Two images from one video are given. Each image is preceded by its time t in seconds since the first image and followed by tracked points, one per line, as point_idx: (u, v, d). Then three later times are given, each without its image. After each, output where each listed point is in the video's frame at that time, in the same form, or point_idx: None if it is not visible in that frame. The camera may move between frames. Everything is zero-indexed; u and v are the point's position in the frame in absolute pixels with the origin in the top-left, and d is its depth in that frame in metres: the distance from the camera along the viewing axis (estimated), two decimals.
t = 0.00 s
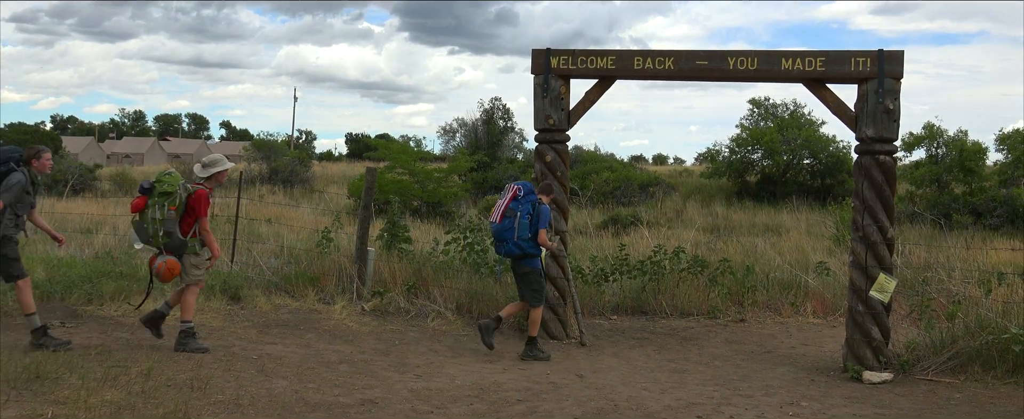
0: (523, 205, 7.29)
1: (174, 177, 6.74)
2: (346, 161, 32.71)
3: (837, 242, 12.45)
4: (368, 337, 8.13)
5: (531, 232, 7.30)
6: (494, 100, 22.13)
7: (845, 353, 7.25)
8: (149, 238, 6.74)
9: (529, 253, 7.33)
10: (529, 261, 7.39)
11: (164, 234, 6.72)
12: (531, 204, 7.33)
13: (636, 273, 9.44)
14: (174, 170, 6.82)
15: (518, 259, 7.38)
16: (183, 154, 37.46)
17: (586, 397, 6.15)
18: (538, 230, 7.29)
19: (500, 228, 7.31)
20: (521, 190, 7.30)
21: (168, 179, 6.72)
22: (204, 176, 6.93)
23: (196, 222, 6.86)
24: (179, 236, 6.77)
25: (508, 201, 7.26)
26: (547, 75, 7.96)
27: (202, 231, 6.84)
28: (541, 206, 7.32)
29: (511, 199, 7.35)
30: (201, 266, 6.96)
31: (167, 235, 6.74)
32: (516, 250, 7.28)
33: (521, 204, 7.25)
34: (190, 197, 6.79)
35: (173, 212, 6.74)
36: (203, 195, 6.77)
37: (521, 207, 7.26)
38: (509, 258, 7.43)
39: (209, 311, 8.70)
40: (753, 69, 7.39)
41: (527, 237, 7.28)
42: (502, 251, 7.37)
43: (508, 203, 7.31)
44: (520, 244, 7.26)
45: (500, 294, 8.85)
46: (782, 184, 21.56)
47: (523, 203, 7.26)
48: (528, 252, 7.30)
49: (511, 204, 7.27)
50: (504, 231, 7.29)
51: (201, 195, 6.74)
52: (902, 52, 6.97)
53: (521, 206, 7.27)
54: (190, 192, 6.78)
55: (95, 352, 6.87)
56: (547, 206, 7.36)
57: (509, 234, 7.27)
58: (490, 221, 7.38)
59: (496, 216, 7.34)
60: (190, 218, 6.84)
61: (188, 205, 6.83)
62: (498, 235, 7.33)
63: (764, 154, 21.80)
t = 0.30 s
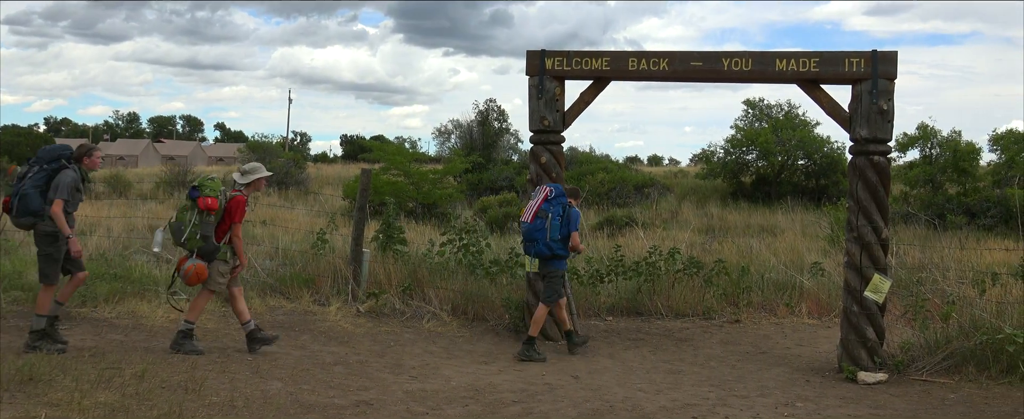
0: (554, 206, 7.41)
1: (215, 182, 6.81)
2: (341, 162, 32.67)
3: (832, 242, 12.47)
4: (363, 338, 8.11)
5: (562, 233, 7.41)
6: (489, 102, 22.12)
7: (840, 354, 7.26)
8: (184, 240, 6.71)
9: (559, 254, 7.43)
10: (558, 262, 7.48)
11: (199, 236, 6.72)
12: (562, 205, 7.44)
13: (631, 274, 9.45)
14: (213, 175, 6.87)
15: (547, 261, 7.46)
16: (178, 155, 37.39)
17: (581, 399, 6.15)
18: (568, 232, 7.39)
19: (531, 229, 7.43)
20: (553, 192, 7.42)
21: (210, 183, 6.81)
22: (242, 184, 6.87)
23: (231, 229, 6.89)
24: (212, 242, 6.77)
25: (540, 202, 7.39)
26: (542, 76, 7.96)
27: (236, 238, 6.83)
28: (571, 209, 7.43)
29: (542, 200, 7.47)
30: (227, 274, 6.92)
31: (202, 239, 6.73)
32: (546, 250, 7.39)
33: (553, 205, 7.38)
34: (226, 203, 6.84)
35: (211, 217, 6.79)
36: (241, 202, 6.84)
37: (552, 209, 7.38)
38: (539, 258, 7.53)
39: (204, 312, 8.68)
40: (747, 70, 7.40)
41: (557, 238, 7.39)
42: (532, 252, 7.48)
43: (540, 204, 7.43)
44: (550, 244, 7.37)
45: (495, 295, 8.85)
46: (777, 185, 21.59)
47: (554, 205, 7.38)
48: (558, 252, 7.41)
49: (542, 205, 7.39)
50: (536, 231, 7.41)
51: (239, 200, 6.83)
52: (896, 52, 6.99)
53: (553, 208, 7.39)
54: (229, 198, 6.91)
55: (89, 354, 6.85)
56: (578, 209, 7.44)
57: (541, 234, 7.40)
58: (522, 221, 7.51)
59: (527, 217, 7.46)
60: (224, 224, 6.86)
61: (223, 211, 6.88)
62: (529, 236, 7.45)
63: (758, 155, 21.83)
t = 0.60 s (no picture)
0: (581, 210, 7.59)
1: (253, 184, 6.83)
2: (337, 164, 32.64)
3: (827, 244, 12.49)
4: (359, 340, 8.10)
5: (589, 236, 7.56)
6: (485, 103, 22.11)
7: (836, 354, 7.27)
8: (230, 243, 6.71)
9: (587, 256, 7.61)
10: (588, 263, 7.65)
11: (244, 237, 6.74)
12: (589, 209, 7.59)
13: (627, 275, 9.45)
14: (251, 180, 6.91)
15: (578, 263, 7.66)
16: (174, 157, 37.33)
17: (577, 400, 6.15)
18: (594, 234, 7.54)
19: (560, 232, 7.66)
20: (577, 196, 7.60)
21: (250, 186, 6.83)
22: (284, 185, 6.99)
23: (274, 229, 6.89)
24: (258, 241, 6.80)
25: (566, 206, 7.62)
26: (538, 78, 7.97)
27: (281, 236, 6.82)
28: (597, 211, 7.56)
29: (569, 205, 7.68)
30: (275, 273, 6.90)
31: (247, 239, 6.76)
32: (574, 252, 7.60)
33: (577, 208, 7.57)
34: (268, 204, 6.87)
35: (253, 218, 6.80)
36: (283, 200, 6.88)
37: (577, 212, 7.58)
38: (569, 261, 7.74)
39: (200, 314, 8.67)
40: (742, 72, 7.42)
41: (584, 240, 7.55)
42: (563, 255, 7.72)
43: (568, 208, 7.66)
44: (577, 246, 7.56)
45: (491, 297, 8.85)
46: (772, 186, 21.62)
47: (580, 209, 7.57)
48: (585, 254, 7.58)
49: (569, 209, 7.62)
50: (564, 235, 7.63)
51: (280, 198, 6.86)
52: (891, 54, 7.02)
53: (578, 211, 7.58)
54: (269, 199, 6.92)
55: (85, 356, 6.83)
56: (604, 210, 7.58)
57: (568, 237, 7.60)
58: (552, 226, 7.76)
59: (556, 221, 7.70)
60: (267, 224, 6.86)
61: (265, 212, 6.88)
62: (558, 239, 7.68)
63: (754, 156, 21.86)
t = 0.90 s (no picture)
0: (611, 216, 7.66)
1: (295, 193, 6.76)
2: (333, 166, 32.61)
3: (824, 245, 12.51)
4: (355, 342, 8.09)
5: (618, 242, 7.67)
6: (481, 105, 22.10)
7: (832, 355, 7.28)
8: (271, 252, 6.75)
9: (614, 261, 7.69)
10: (614, 268, 7.73)
11: (287, 247, 6.73)
12: (618, 215, 7.69)
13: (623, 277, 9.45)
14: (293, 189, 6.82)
15: (604, 267, 7.74)
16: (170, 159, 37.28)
17: (574, 402, 6.15)
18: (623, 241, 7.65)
19: (589, 237, 7.69)
20: (610, 202, 7.67)
21: (291, 195, 6.73)
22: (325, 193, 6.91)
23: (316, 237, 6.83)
24: (299, 251, 6.77)
25: (597, 212, 7.65)
26: (535, 79, 7.97)
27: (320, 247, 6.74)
28: (628, 218, 7.68)
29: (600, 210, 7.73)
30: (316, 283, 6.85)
31: (289, 249, 6.74)
32: (603, 258, 7.66)
33: (610, 214, 7.63)
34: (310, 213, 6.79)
35: (295, 227, 6.76)
36: (324, 210, 6.75)
37: (609, 218, 7.64)
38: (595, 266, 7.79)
39: (197, 316, 8.65)
40: (738, 73, 7.43)
41: (614, 246, 7.64)
42: (589, 258, 7.75)
43: (598, 213, 7.69)
44: (607, 252, 7.63)
45: (488, 299, 8.84)
46: (769, 188, 21.65)
47: (612, 214, 7.65)
48: (614, 260, 7.67)
49: (599, 215, 7.66)
50: (593, 240, 7.68)
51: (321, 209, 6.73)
52: (887, 56, 7.04)
53: (610, 217, 7.65)
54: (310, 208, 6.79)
55: (80, 359, 6.82)
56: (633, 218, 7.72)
57: (599, 242, 7.66)
58: (580, 229, 7.77)
59: (585, 225, 7.72)
60: (309, 233, 6.80)
61: (307, 221, 6.81)
62: (587, 243, 7.71)
63: (750, 158, 21.89)
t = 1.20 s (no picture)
0: (644, 216, 7.77)
1: (342, 197, 6.91)
2: (330, 167, 32.60)
3: (820, 246, 12.54)
4: (352, 343, 8.08)
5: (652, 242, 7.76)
6: (478, 107, 22.11)
7: (828, 357, 7.29)
8: (320, 256, 6.81)
9: (649, 261, 7.77)
10: (648, 268, 7.80)
11: (336, 250, 6.82)
12: (650, 216, 7.79)
13: (620, 278, 9.44)
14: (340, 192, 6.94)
15: (637, 267, 7.82)
16: (166, 161, 37.22)
17: (571, 403, 6.15)
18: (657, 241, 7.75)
19: (624, 238, 7.77)
20: (641, 203, 7.78)
21: (338, 199, 6.88)
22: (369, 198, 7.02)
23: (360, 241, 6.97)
24: (347, 254, 6.86)
25: (630, 213, 7.77)
26: (531, 81, 7.97)
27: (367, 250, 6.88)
28: (659, 217, 7.79)
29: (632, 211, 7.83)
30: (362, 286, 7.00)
31: (338, 253, 6.83)
32: (637, 257, 7.73)
33: (642, 215, 7.73)
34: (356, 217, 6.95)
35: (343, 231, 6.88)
36: (370, 215, 6.91)
37: (642, 218, 7.74)
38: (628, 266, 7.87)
39: (194, 318, 8.64)
40: (734, 75, 7.44)
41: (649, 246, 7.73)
42: (623, 259, 7.83)
43: (631, 215, 7.81)
44: (641, 251, 7.71)
45: (485, 300, 8.84)
46: (765, 189, 21.68)
47: (644, 215, 7.75)
48: (649, 260, 7.75)
49: (632, 216, 7.77)
50: (628, 240, 7.75)
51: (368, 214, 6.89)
52: (883, 57, 7.06)
53: (643, 217, 7.74)
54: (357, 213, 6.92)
55: (76, 361, 6.80)
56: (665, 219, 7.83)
57: (634, 242, 7.73)
58: (615, 231, 7.86)
59: (619, 227, 7.81)
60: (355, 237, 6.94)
61: (352, 225, 6.95)
62: (621, 244, 7.80)
63: (747, 159, 21.92)
